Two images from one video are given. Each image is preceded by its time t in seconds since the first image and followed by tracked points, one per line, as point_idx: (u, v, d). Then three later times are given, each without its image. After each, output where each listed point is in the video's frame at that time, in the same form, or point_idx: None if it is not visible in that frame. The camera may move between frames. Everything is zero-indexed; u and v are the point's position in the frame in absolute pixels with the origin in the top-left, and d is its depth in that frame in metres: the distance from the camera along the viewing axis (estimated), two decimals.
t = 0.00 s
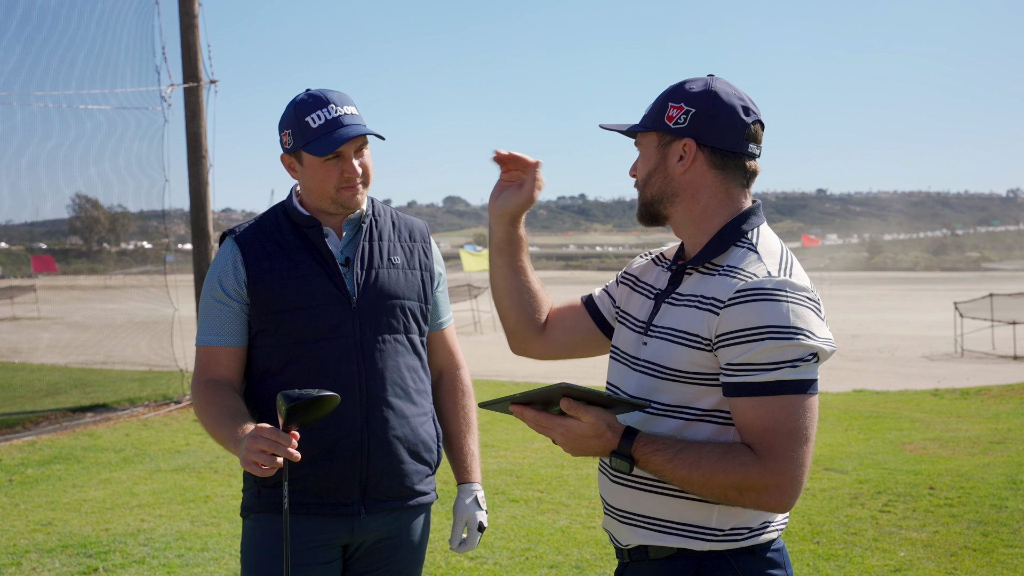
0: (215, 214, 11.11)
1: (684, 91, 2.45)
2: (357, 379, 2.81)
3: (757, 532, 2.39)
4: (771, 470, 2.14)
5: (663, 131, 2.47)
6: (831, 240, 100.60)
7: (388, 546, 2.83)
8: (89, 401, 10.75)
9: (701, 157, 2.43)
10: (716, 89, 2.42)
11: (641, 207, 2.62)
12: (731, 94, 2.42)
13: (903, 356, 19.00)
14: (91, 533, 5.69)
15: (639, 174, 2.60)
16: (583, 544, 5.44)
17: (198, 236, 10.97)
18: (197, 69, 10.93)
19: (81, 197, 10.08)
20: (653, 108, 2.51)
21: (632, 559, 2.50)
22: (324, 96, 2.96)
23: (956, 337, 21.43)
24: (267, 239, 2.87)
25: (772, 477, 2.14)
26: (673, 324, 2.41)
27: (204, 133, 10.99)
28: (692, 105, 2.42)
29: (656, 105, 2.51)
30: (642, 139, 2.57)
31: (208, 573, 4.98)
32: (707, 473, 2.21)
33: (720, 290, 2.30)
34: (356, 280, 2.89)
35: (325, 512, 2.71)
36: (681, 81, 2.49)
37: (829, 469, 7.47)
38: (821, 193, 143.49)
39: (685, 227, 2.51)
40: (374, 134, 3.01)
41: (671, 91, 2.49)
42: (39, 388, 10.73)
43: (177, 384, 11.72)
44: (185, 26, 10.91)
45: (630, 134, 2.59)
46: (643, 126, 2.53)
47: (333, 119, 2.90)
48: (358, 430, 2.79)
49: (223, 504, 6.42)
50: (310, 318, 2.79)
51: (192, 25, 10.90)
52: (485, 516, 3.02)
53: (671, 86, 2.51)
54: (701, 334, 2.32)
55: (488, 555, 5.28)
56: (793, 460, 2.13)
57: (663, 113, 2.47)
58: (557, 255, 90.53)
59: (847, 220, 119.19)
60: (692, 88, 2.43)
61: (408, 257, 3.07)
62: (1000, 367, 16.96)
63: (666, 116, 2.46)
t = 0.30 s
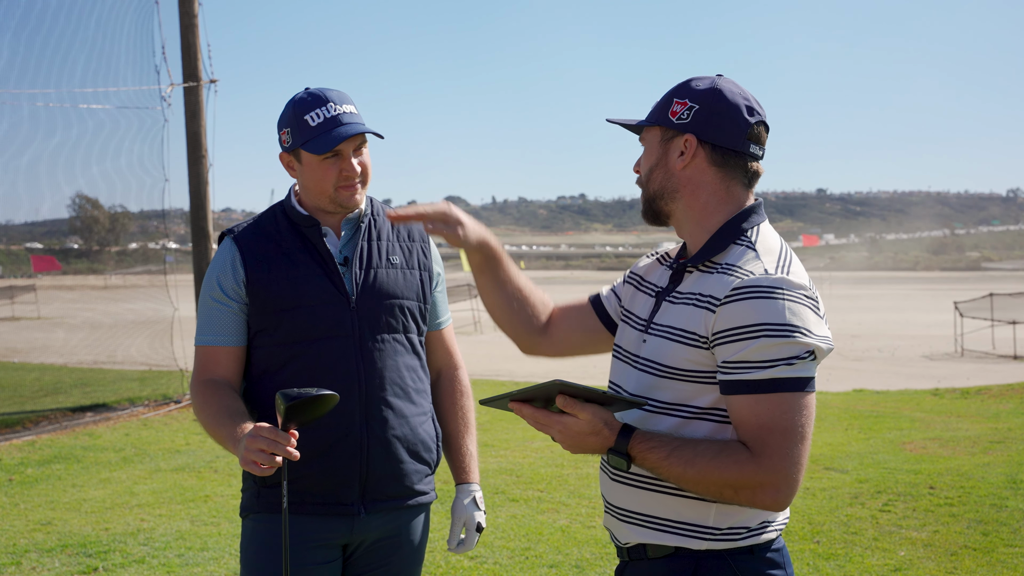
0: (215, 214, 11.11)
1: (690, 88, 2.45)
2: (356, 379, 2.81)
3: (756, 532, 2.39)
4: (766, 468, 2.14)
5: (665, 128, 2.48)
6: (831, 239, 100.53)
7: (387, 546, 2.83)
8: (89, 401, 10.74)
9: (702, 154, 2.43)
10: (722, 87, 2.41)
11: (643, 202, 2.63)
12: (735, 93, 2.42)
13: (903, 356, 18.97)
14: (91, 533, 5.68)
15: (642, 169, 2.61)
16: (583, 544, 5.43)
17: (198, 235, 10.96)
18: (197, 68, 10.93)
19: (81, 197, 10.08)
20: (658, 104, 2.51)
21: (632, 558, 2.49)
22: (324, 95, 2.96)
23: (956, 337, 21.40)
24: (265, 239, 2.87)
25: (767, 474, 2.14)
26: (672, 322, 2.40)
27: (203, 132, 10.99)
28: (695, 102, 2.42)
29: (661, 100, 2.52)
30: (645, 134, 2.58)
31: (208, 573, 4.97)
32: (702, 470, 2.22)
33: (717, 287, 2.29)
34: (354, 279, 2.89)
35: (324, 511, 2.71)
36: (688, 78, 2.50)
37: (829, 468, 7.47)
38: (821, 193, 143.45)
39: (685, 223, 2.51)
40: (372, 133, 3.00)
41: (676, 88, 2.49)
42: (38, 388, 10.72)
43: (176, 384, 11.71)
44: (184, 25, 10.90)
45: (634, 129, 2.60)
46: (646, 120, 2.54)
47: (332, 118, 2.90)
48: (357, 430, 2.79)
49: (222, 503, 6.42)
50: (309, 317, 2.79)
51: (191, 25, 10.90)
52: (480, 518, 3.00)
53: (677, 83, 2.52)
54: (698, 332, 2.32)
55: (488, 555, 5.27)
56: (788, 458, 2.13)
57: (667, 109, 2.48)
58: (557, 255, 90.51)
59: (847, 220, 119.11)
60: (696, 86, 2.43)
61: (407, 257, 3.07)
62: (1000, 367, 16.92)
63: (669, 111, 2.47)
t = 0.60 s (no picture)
0: (214, 213, 11.10)
1: (683, 87, 2.45)
2: (353, 378, 2.81)
3: (748, 531, 2.37)
4: (748, 467, 2.13)
5: (659, 126, 2.48)
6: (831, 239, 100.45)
7: (384, 546, 2.83)
8: (88, 401, 10.72)
9: (696, 153, 2.43)
10: (715, 85, 2.41)
11: (639, 201, 2.63)
12: (729, 91, 2.42)
13: (903, 356, 18.94)
14: (90, 533, 5.67)
15: (636, 168, 2.61)
16: (582, 544, 5.43)
17: (198, 235, 10.96)
18: (196, 68, 10.92)
19: (81, 196, 10.07)
20: (652, 103, 2.51)
21: (625, 557, 2.50)
22: (322, 91, 2.95)
23: (957, 337, 21.36)
24: (261, 238, 2.87)
25: (749, 474, 2.13)
26: (662, 322, 2.40)
27: (203, 132, 10.99)
28: (689, 101, 2.42)
29: (654, 100, 2.52)
30: (639, 134, 2.57)
31: (206, 573, 4.97)
32: (685, 469, 2.23)
33: (704, 286, 2.29)
34: (350, 278, 2.89)
35: (320, 510, 2.71)
36: (682, 76, 2.50)
37: (829, 468, 7.46)
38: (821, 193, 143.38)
39: (680, 222, 2.51)
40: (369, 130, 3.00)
41: (671, 86, 2.49)
42: (37, 387, 10.70)
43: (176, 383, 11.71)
44: (184, 25, 10.90)
45: (629, 128, 2.60)
46: (640, 120, 2.54)
47: (329, 114, 2.89)
48: (354, 429, 2.78)
49: (222, 502, 6.42)
50: (306, 316, 2.78)
51: (191, 24, 10.90)
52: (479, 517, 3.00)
53: (671, 82, 2.51)
54: (685, 331, 2.32)
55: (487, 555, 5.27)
56: (772, 458, 2.12)
57: (661, 108, 2.48)
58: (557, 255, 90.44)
59: (847, 220, 119.02)
60: (690, 85, 2.43)
61: (403, 256, 3.07)
62: (1001, 367, 16.89)
63: (663, 111, 2.47)
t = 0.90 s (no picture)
0: (214, 213, 11.09)
1: (670, 85, 2.45)
2: (348, 378, 2.80)
3: (741, 530, 2.37)
4: (733, 464, 2.13)
5: (645, 124, 2.47)
6: (831, 239, 100.41)
7: (380, 546, 2.83)
8: (87, 401, 10.72)
9: (682, 152, 2.43)
10: (702, 85, 2.41)
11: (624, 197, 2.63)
12: (716, 90, 2.42)
13: (904, 356, 18.93)
14: (88, 533, 5.67)
15: (623, 166, 2.61)
16: (581, 544, 5.42)
17: (197, 235, 10.96)
18: (196, 67, 10.91)
19: (80, 196, 10.07)
20: (639, 101, 2.51)
21: (621, 557, 2.49)
22: (318, 100, 2.89)
23: (957, 337, 21.35)
24: (256, 237, 2.86)
25: (734, 470, 2.13)
26: (646, 322, 2.40)
27: (202, 131, 10.99)
28: (675, 100, 2.41)
29: (642, 98, 2.51)
30: (626, 130, 2.57)
31: (205, 573, 4.97)
32: (672, 467, 2.23)
33: (685, 285, 2.28)
34: (345, 278, 2.89)
35: (316, 510, 2.71)
36: (670, 75, 2.50)
37: (828, 468, 7.45)
38: (821, 193, 143.37)
39: (664, 221, 2.51)
40: (359, 147, 2.91)
41: (657, 84, 2.49)
42: (37, 387, 10.70)
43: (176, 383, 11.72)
44: (184, 25, 10.90)
45: (616, 125, 2.60)
46: (627, 117, 2.54)
47: (318, 128, 2.82)
48: (349, 429, 2.78)
49: (221, 503, 6.42)
50: (301, 316, 2.78)
51: (191, 24, 10.90)
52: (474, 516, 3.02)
53: (659, 80, 2.51)
54: (667, 330, 2.32)
55: (485, 555, 5.26)
56: (757, 454, 2.12)
57: (648, 105, 2.48)
58: (557, 254, 90.47)
59: (847, 220, 119.00)
60: (677, 83, 2.43)
61: (398, 255, 3.06)
62: (1001, 367, 16.89)
63: (650, 109, 2.46)
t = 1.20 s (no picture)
0: (214, 213, 11.10)
1: (664, 86, 2.45)
2: (346, 378, 2.81)
3: (734, 531, 2.36)
4: (713, 463, 2.13)
5: (640, 126, 2.47)
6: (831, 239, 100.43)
7: (379, 547, 2.83)
8: (87, 400, 10.72)
9: (678, 152, 2.43)
10: (696, 85, 2.41)
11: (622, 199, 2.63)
12: (710, 90, 2.42)
13: (904, 356, 18.94)
14: (88, 533, 5.67)
15: (619, 168, 2.60)
16: (580, 544, 5.43)
17: (197, 234, 10.96)
18: (196, 67, 10.91)
19: (80, 196, 10.07)
20: (633, 103, 2.51)
21: (616, 557, 2.50)
22: (298, 101, 2.88)
23: (957, 337, 21.37)
24: (256, 238, 2.86)
25: (715, 470, 2.13)
26: (638, 322, 2.40)
27: (202, 131, 10.98)
28: (670, 100, 2.41)
29: (636, 99, 2.51)
30: (622, 132, 2.57)
31: (204, 573, 4.97)
32: (655, 466, 2.23)
33: (674, 285, 2.29)
34: (344, 279, 2.89)
35: (315, 512, 2.71)
36: (665, 76, 2.50)
37: (828, 468, 7.46)
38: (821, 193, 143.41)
39: (662, 222, 2.51)
40: (335, 146, 2.85)
41: (653, 86, 2.49)
42: (36, 387, 10.70)
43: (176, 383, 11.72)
44: (184, 24, 10.90)
45: (611, 128, 2.59)
46: (623, 119, 2.54)
47: (292, 130, 2.81)
48: (349, 430, 2.78)
49: (221, 503, 6.42)
50: (300, 317, 2.78)
51: (190, 24, 10.89)
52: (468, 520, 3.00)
53: (654, 81, 2.51)
54: (657, 330, 2.32)
55: (485, 555, 5.27)
56: (738, 454, 2.11)
57: (643, 107, 2.48)
58: (558, 254, 90.52)
59: (846, 220, 119.00)
60: (672, 84, 2.43)
61: (397, 255, 3.06)
62: (1001, 367, 16.90)
63: (645, 110, 2.46)
